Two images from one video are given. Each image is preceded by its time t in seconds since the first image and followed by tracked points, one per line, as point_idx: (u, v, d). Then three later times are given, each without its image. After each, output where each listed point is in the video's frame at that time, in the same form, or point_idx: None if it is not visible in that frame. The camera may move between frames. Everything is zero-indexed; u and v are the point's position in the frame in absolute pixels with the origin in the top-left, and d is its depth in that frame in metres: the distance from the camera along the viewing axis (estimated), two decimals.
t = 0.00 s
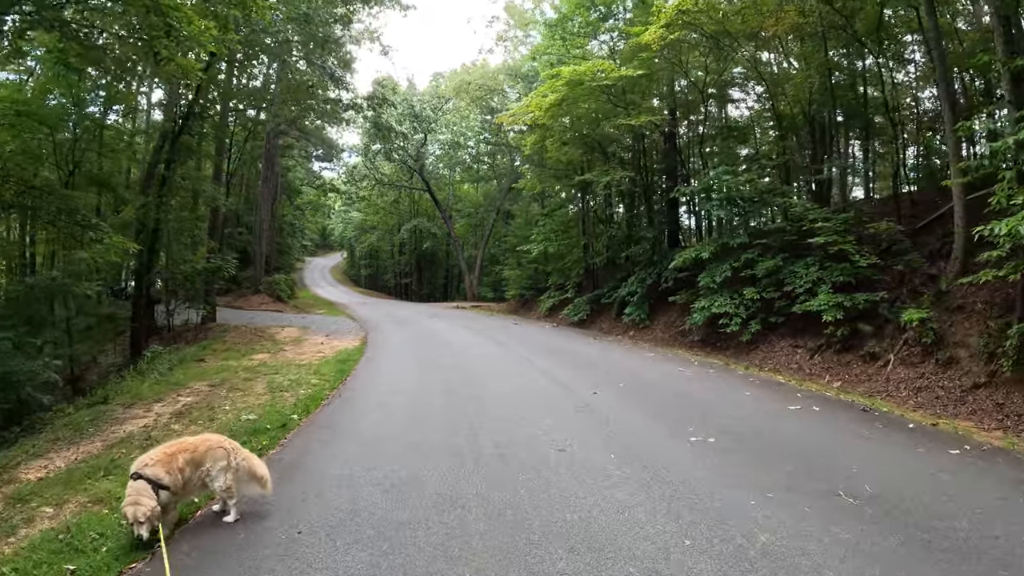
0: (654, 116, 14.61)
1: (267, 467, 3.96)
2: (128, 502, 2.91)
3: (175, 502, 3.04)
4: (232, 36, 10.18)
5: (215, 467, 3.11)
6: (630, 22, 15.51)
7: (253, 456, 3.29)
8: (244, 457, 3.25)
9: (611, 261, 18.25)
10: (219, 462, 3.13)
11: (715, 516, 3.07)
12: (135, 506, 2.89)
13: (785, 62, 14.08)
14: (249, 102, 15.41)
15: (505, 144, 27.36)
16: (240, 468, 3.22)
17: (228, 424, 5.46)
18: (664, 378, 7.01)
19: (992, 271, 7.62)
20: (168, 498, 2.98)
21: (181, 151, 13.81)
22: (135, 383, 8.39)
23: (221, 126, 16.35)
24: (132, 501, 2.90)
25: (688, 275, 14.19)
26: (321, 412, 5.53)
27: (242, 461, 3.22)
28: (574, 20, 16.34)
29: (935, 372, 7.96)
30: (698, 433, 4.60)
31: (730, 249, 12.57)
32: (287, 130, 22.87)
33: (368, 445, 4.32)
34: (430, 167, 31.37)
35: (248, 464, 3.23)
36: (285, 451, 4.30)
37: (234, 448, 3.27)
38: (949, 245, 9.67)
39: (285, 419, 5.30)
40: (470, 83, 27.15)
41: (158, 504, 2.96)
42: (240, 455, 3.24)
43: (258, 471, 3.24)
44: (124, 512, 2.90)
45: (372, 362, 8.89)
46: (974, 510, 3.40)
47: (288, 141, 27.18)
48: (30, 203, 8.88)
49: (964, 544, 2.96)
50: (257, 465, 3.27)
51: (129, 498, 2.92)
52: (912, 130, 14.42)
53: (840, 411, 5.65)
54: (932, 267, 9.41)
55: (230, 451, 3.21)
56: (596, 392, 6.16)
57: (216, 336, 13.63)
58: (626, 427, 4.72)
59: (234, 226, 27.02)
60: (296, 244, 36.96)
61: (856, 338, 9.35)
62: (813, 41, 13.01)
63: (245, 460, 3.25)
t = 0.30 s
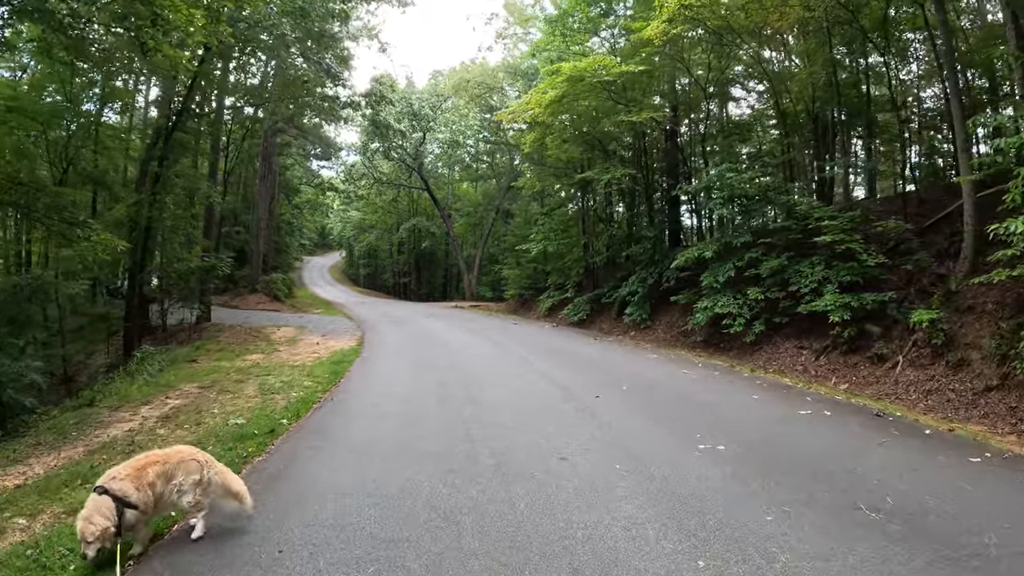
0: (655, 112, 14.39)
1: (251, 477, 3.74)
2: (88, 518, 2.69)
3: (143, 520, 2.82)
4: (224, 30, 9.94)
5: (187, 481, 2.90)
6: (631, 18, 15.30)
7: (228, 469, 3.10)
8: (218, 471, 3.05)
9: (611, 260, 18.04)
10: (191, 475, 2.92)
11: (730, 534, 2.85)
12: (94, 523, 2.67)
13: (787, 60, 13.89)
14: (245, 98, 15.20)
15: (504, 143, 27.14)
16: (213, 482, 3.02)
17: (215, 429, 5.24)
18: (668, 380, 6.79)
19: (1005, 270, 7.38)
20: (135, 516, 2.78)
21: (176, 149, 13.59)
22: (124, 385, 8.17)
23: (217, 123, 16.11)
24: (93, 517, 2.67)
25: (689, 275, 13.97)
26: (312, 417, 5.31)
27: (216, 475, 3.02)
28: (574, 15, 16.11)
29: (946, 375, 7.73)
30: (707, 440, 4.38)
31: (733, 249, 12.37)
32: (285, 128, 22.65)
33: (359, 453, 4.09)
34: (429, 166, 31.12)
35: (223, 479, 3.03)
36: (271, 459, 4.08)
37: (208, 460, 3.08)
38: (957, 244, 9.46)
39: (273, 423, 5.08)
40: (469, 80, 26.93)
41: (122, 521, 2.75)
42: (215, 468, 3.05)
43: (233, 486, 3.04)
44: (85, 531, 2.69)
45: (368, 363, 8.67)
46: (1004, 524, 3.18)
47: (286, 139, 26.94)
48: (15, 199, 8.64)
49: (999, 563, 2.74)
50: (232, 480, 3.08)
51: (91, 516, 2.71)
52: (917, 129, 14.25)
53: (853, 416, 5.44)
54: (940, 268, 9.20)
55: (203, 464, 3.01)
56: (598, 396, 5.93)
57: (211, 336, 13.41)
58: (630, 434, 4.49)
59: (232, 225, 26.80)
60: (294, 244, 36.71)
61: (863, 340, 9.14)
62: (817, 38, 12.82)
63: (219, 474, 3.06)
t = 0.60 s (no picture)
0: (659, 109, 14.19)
1: (232, 492, 3.51)
2: (28, 557, 2.39)
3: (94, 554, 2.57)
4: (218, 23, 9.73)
5: (146, 510, 2.70)
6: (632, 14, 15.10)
7: (192, 488, 2.92)
8: (179, 493, 2.86)
9: (611, 260, 17.83)
10: (150, 503, 2.71)
11: (749, 559, 2.62)
12: (35, 562, 2.38)
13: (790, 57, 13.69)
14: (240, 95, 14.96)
15: (503, 141, 26.93)
16: (175, 503, 2.85)
17: (200, 436, 5.00)
18: (672, 384, 6.57)
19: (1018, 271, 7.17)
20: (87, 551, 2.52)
21: (170, 146, 13.36)
22: (111, 388, 7.94)
23: (211, 120, 15.87)
24: (35, 556, 2.38)
25: (691, 275, 13.77)
26: (300, 424, 5.06)
27: (179, 497, 2.84)
28: (574, 12, 15.90)
29: (957, 378, 7.50)
30: (717, 450, 4.15)
31: (736, 249, 12.17)
32: (282, 126, 22.43)
33: (349, 464, 3.86)
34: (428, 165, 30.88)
35: (187, 499, 2.87)
36: (255, 472, 3.83)
37: (166, 482, 2.87)
38: (966, 244, 9.25)
39: (261, 431, 4.85)
40: (467, 78, 26.72)
41: (70, 558, 2.47)
42: (176, 489, 2.86)
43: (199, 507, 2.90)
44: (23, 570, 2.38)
45: (363, 366, 8.43)
46: None
47: (283, 137, 26.70)
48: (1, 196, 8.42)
49: None
50: (196, 496, 2.93)
51: (32, 553, 2.41)
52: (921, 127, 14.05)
53: (866, 423, 5.21)
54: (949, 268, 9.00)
55: (162, 487, 2.81)
56: (601, 401, 5.70)
57: (204, 337, 13.17)
58: (636, 443, 4.26)
59: (228, 224, 26.56)
60: (292, 243, 36.47)
61: (869, 342, 8.92)
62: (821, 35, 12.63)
63: (181, 494, 2.88)
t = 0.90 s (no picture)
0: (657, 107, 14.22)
1: (219, 502, 3.30)
2: None
3: None
4: (211, 15, 9.44)
5: (106, 529, 2.59)
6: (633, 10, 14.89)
7: (148, 505, 2.85)
8: (136, 511, 2.78)
9: (612, 260, 17.62)
10: (106, 524, 2.59)
11: None
12: None
13: (795, 53, 13.48)
14: (237, 92, 14.75)
15: (503, 140, 26.70)
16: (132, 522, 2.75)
17: (188, 441, 4.77)
18: (680, 386, 6.34)
19: None
20: None
21: (164, 143, 13.10)
22: (101, 389, 7.71)
23: (206, 118, 15.60)
24: None
25: (694, 274, 13.54)
26: (293, 428, 4.84)
27: (138, 513, 2.76)
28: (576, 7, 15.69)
29: (970, 379, 7.27)
30: (732, 457, 3.93)
31: (740, 248, 11.95)
32: (281, 125, 22.22)
33: (342, 472, 3.64)
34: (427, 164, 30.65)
35: (146, 515, 2.79)
36: (242, 481, 3.61)
37: (121, 500, 2.77)
38: (977, 242, 9.04)
39: (251, 435, 4.63)
40: (467, 77, 26.52)
41: None
42: (132, 506, 2.78)
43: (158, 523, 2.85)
44: None
45: (360, 366, 8.20)
46: None
47: (281, 136, 26.47)
48: None
49: None
50: (152, 514, 2.86)
51: None
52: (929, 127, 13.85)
53: (885, 428, 4.98)
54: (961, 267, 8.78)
55: (120, 505, 2.72)
56: (607, 404, 5.47)
57: (199, 336, 12.93)
58: (646, 450, 4.03)
59: (226, 223, 26.32)
60: (291, 242, 36.21)
61: (879, 343, 8.70)
62: (825, 31, 12.45)
63: (137, 511, 2.80)
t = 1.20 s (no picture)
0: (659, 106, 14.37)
1: (205, 519, 3.10)
2: None
3: None
4: (206, 10, 9.19)
5: (63, 563, 2.25)
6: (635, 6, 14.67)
7: (103, 533, 2.51)
8: (90, 539, 2.44)
9: (614, 260, 17.42)
10: (61, 556, 2.24)
11: None
12: None
13: (799, 52, 13.30)
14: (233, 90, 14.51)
15: (503, 139, 26.47)
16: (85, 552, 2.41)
17: (177, 449, 4.56)
18: (687, 390, 6.13)
19: None
20: None
21: (159, 141, 12.85)
22: (91, 392, 7.50)
23: (203, 116, 15.38)
24: None
25: (698, 274, 13.31)
26: (287, 435, 4.63)
27: (94, 543, 2.43)
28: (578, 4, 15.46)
29: (984, 382, 7.06)
30: (748, 468, 3.72)
31: (745, 248, 11.76)
32: (280, 124, 21.95)
33: (337, 485, 3.43)
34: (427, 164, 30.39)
35: (103, 544, 2.46)
36: (231, 494, 3.40)
37: (74, 528, 2.41)
38: (989, 242, 8.84)
39: (242, 443, 4.41)
40: (467, 75, 26.27)
41: None
42: (87, 534, 2.44)
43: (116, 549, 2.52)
44: None
45: (357, 369, 7.99)
46: None
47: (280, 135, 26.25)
48: None
49: None
50: (107, 541, 2.52)
51: None
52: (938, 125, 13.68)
53: (903, 435, 4.78)
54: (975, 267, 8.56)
55: (74, 534, 2.37)
56: (613, 410, 5.27)
57: (195, 337, 12.71)
58: (658, 460, 3.82)
59: (224, 222, 26.09)
60: (289, 242, 35.97)
61: (890, 344, 8.49)
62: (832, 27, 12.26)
63: (90, 538, 2.45)
